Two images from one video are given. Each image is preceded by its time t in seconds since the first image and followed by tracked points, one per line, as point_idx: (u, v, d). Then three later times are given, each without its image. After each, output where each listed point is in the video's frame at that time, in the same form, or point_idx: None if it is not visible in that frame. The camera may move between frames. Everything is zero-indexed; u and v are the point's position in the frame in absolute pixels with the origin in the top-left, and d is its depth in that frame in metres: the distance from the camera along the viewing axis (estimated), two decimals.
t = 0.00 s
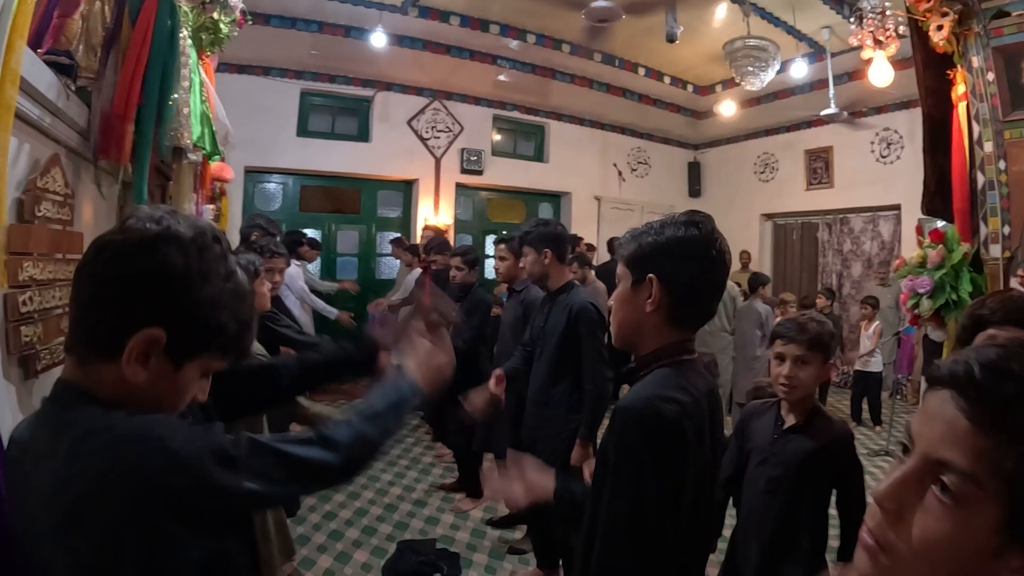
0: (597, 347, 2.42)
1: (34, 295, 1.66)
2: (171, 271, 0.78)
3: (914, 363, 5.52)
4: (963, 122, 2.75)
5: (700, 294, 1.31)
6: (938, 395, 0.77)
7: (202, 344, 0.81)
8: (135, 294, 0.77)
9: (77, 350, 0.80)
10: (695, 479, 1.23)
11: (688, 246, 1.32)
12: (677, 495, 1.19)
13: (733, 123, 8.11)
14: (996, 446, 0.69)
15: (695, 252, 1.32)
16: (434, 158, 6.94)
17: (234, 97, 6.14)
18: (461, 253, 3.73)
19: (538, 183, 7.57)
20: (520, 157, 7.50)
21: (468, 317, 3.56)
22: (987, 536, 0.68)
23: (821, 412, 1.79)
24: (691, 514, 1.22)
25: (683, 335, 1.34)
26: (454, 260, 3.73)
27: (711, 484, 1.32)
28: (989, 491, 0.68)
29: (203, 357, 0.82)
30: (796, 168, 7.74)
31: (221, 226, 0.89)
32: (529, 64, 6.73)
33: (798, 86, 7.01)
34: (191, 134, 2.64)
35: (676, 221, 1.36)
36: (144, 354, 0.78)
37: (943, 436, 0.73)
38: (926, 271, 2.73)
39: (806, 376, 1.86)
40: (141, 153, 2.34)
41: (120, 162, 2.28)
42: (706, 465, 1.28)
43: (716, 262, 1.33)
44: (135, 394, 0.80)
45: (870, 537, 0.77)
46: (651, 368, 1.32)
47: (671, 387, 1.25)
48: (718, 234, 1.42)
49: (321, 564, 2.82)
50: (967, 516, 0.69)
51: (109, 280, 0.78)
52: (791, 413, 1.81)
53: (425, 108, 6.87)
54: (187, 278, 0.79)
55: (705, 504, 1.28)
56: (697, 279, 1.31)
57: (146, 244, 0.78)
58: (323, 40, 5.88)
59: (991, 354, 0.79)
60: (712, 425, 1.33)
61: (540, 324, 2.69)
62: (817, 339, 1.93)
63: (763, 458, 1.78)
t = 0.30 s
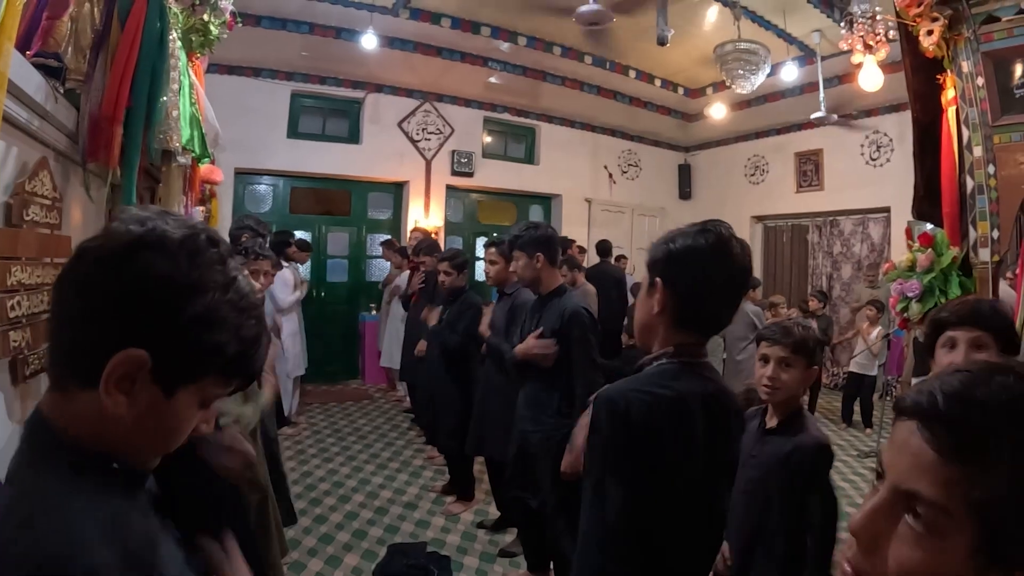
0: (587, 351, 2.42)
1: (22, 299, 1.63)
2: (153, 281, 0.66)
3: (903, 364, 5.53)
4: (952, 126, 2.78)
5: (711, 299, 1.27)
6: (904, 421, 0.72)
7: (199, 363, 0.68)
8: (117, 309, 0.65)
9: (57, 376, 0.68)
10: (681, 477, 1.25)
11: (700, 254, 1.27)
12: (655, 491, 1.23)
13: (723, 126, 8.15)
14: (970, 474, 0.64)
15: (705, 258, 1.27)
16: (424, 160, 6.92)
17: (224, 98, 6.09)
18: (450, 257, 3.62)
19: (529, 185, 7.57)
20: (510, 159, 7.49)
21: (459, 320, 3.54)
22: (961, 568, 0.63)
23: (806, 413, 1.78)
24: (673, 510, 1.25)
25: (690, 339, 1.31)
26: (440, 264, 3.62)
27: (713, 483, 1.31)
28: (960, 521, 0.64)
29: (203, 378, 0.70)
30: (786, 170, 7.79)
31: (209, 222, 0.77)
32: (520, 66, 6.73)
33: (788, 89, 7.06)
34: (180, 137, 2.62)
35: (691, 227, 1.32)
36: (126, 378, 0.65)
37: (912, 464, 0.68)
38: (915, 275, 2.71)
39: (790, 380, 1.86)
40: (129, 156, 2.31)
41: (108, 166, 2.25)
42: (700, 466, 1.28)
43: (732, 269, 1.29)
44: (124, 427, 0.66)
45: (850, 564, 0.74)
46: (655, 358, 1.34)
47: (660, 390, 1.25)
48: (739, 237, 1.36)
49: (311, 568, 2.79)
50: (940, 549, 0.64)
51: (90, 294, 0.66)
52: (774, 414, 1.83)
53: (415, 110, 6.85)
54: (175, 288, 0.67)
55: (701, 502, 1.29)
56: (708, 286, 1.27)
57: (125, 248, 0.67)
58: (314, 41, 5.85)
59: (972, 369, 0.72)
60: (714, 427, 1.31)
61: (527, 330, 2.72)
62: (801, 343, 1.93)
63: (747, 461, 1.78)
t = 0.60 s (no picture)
0: (578, 363, 2.38)
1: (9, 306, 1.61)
2: (150, 307, 0.66)
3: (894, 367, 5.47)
4: (942, 132, 2.80)
5: (727, 310, 1.27)
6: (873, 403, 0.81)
7: (179, 395, 0.69)
8: (99, 339, 0.63)
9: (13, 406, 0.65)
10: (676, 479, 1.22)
11: (716, 267, 1.27)
12: (650, 493, 1.22)
13: (714, 130, 8.19)
14: (933, 452, 0.72)
15: (725, 270, 1.27)
16: (416, 164, 6.90)
17: (215, 101, 6.05)
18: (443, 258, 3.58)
19: (521, 189, 7.57)
20: (501, 163, 7.49)
21: (451, 325, 3.52)
22: (923, 536, 0.71)
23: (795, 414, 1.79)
24: (671, 514, 1.21)
25: (701, 351, 1.29)
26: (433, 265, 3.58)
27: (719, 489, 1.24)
28: (921, 493, 0.72)
29: (176, 410, 0.71)
30: (777, 174, 7.83)
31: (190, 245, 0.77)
32: (511, 70, 6.74)
33: (779, 94, 7.11)
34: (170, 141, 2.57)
35: (708, 240, 1.32)
36: (113, 413, 0.64)
37: (879, 441, 0.77)
38: (905, 280, 2.80)
39: (767, 386, 1.86)
40: (119, 160, 2.29)
41: (97, 170, 2.23)
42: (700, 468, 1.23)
43: (751, 281, 1.28)
44: (100, 464, 0.65)
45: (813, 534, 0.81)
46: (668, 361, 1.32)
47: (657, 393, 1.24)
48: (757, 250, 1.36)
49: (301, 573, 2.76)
50: (901, 517, 0.72)
51: (80, 319, 0.63)
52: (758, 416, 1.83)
53: (407, 113, 6.83)
54: (167, 318, 0.68)
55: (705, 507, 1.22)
56: (725, 296, 1.26)
57: (123, 270, 0.66)
58: (306, 44, 5.83)
59: (936, 364, 0.81)
60: (714, 427, 1.24)
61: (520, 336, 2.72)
62: (783, 347, 1.88)
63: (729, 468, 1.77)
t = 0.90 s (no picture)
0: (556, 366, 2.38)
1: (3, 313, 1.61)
2: (107, 294, 0.67)
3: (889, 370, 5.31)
4: (934, 138, 2.82)
5: (715, 315, 1.26)
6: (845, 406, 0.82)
7: (150, 376, 0.68)
8: (63, 328, 0.64)
9: None
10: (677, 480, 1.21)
11: (695, 275, 1.25)
12: (651, 493, 1.21)
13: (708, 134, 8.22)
14: (889, 440, 0.75)
15: (707, 276, 1.25)
16: (410, 168, 6.89)
17: (209, 105, 6.04)
18: (441, 261, 3.54)
19: (515, 194, 7.57)
20: (496, 167, 7.49)
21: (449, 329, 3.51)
22: (895, 523, 0.73)
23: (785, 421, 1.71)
24: (674, 514, 1.21)
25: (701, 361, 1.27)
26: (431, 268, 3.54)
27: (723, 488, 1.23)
28: (890, 482, 0.74)
29: (151, 394, 0.69)
30: (771, 178, 7.86)
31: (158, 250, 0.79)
32: (505, 75, 6.75)
33: (773, 98, 7.15)
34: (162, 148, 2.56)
35: (684, 246, 1.30)
36: (83, 399, 0.64)
37: (852, 438, 0.79)
38: (897, 286, 2.82)
39: (745, 394, 1.79)
40: (110, 166, 2.27)
41: (90, 177, 2.21)
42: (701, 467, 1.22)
43: (733, 282, 1.27)
44: (79, 455, 0.64)
45: (807, 533, 0.83)
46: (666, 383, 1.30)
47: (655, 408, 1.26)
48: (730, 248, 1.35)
49: None
50: (875, 508, 0.74)
51: (42, 315, 0.64)
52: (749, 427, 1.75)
53: (401, 117, 6.83)
54: (127, 302, 0.68)
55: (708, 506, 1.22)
56: (716, 304, 1.26)
57: (81, 267, 0.67)
58: (300, 49, 5.82)
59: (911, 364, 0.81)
60: (712, 427, 1.24)
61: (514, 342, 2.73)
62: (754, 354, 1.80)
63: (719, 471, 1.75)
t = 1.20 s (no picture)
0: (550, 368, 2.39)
1: None
2: (65, 264, 0.82)
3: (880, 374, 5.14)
4: (929, 143, 2.83)
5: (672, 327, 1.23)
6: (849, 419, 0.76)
7: (128, 323, 0.85)
8: (43, 299, 0.80)
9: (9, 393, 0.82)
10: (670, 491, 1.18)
11: (654, 284, 1.22)
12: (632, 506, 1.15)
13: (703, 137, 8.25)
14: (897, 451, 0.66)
15: (667, 283, 1.23)
16: (405, 170, 6.88)
17: (204, 107, 6.01)
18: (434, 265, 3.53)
19: (510, 196, 7.58)
20: (491, 170, 7.49)
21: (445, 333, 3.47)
22: (897, 537, 0.64)
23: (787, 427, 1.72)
24: (686, 527, 1.13)
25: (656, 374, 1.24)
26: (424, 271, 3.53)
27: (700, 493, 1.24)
28: (896, 498, 0.65)
29: (135, 338, 0.87)
30: (766, 182, 7.88)
31: (104, 227, 0.95)
32: (501, 77, 6.75)
33: (769, 102, 7.18)
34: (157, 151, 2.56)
35: (643, 250, 1.27)
36: (77, 353, 0.80)
37: (860, 450, 0.70)
38: (891, 291, 2.77)
39: (743, 408, 1.79)
40: (106, 170, 2.27)
41: (84, 181, 2.21)
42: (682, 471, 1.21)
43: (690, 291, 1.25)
44: (86, 400, 0.82)
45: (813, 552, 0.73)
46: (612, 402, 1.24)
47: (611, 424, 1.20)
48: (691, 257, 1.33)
49: None
50: (877, 519, 0.66)
51: (16, 296, 0.80)
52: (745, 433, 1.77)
53: (397, 119, 6.82)
54: (91, 263, 0.84)
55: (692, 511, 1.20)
56: (673, 314, 1.23)
57: (38, 252, 0.82)
58: (296, 50, 5.81)
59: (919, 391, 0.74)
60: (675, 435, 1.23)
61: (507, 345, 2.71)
62: (748, 362, 1.81)
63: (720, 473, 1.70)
